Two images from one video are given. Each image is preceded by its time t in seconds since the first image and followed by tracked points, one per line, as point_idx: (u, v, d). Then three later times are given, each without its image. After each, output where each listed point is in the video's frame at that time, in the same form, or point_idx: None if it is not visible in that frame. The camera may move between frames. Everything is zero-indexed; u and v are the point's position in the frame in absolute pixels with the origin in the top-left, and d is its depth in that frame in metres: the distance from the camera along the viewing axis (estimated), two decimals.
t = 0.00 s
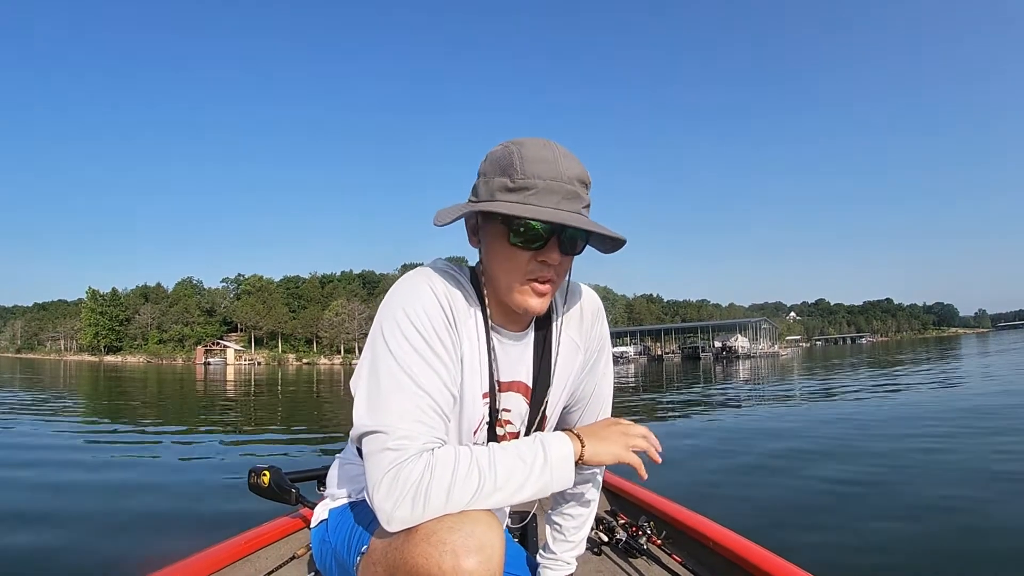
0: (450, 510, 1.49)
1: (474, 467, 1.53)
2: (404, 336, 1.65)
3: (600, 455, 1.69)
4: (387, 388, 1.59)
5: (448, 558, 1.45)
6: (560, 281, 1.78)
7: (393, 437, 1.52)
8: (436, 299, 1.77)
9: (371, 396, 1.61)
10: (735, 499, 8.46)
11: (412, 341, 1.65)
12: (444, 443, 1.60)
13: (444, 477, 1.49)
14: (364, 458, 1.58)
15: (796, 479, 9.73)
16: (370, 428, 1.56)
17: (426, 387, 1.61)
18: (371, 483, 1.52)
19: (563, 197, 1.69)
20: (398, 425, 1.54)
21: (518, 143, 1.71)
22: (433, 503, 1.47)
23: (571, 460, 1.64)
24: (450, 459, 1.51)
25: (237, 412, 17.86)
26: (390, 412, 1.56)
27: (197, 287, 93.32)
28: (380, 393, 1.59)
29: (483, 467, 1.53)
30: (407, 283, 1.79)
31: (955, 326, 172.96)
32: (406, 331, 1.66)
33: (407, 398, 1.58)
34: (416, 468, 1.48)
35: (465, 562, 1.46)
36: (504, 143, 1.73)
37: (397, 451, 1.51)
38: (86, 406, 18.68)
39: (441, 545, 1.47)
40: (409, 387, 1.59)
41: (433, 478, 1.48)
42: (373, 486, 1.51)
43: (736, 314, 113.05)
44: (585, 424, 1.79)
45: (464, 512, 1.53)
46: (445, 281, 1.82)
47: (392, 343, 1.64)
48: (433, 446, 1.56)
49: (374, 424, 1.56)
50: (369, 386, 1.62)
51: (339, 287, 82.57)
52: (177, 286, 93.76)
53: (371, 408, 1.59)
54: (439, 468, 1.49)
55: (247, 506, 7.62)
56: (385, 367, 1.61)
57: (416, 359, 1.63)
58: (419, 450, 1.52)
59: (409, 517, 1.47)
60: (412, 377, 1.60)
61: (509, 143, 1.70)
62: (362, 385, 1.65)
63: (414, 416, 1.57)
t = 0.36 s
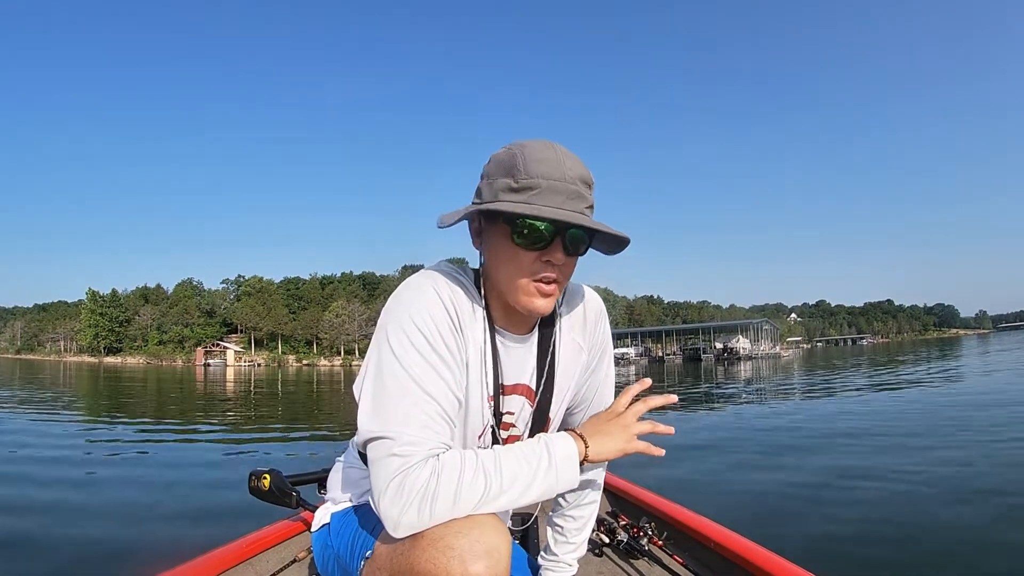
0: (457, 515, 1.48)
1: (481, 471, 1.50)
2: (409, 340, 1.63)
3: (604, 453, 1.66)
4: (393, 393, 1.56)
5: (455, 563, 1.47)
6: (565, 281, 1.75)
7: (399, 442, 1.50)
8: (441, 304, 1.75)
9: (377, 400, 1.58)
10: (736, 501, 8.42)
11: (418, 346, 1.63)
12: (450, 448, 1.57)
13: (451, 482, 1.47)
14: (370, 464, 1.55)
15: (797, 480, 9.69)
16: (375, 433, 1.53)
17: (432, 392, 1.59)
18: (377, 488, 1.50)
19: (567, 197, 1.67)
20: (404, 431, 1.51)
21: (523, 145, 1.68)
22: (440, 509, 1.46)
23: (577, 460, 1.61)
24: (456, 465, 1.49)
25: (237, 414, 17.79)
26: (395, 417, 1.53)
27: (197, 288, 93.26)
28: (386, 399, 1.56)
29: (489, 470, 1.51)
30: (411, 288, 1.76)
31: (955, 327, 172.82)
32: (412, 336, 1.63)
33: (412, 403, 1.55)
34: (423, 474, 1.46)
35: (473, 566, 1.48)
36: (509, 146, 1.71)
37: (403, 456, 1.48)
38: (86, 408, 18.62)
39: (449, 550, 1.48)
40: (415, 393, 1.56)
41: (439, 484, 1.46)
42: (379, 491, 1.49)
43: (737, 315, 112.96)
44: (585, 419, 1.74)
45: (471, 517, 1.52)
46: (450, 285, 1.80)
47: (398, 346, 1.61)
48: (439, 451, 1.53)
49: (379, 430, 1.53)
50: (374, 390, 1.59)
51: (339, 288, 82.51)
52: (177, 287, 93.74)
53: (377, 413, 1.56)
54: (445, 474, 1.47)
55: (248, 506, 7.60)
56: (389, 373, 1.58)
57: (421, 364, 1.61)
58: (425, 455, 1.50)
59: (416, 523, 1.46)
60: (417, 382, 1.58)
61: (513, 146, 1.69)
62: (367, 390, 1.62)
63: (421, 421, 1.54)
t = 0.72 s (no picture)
0: (445, 517, 1.46)
1: (468, 473, 1.48)
2: (397, 343, 1.60)
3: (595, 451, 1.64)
4: (381, 396, 1.54)
5: (444, 565, 1.45)
6: (562, 280, 1.74)
7: (386, 446, 1.48)
8: (430, 306, 1.72)
9: (365, 404, 1.56)
10: (736, 501, 8.39)
11: (405, 349, 1.60)
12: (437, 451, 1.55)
13: (438, 485, 1.45)
14: (358, 468, 1.54)
15: (798, 480, 9.66)
16: (362, 437, 1.52)
17: (420, 395, 1.57)
18: (364, 492, 1.48)
19: (562, 196, 1.64)
20: (391, 434, 1.50)
21: (513, 147, 1.66)
22: (428, 511, 1.44)
23: (566, 459, 1.59)
24: (443, 467, 1.47)
25: (237, 413, 17.76)
26: (383, 420, 1.52)
27: (197, 287, 93.25)
28: (374, 403, 1.54)
29: (477, 472, 1.49)
30: (400, 290, 1.73)
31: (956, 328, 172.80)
32: (400, 339, 1.61)
33: (400, 406, 1.53)
34: (409, 477, 1.44)
35: (462, 567, 1.46)
36: (498, 147, 1.68)
37: (390, 460, 1.46)
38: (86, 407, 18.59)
39: (438, 552, 1.46)
40: (403, 396, 1.54)
41: (426, 486, 1.44)
42: (367, 495, 1.47)
43: (737, 315, 112.93)
44: (576, 417, 1.72)
45: (460, 519, 1.50)
46: (439, 287, 1.77)
47: (385, 350, 1.59)
48: (426, 454, 1.51)
49: (367, 433, 1.51)
50: (363, 394, 1.58)
51: (339, 287, 82.49)
52: (177, 285, 93.73)
53: (364, 417, 1.54)
54: (433, 476, 1.46)
55: (247, 506, 7.57)
56: (377, 377, 1.56)
57: (409, 367, 1.59)
58: (413, 458, 1.48)
59: (404, 526, 1.44)
60: (405, 385, 1.56)
61: (502, 147, 1.66)
62: (355, 395, 1.60)
63: (409, 424, 1.53)
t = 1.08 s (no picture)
0: (437, 518, 1.44)
1: (461, 474, 1.46)
2: (390, 344, 1.58)
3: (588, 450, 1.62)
4: (373, 398, 1.52)
5: (437, 567, 1.43)
6: (557, 267, 1.72)
7: (378, 448, 1.46)
8: (424, 307, 1.69)
9: (358, 405, 1.54)
10: (738, 501, 8.37)
11: (399, 349, 1.58)
12: (430, 453, 1.53)
13: (430, 487, 1.43)
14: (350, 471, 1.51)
15: (799, 480, 9.64)
16: (355, 438, 1.49)
17: (412, 398, 1.54)
18: (357, 494, 1.46)
19: (547, 184, 1.63)
20: (384, 437, 1.48)
21: (493, 144, 1.66)
22: (420, 514, 1.42)
23: (560, 460, 1.56)
24: (435, 469, 1.45)
25: (236, 412, 17.70)
26: (376, 422, 1.50)
27: (197, 286, 93.24)
28: (367, 405, 1.52)
29: (468, 474, 1.47)
30: (392, 292, 1.70)
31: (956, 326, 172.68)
32: (393, 341, 1.59)
33: (393, 409, 1.51)
34: (401, 480, 1.42)
35: (454, 568, 1.43)
36: (478, 146, 1.68)
37: (382, 462, 1.45)
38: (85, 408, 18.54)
39: (430, 554, 1.44)
40: (395, 398, 1.52)
41: (418, 490, 1.42)
42: (359, 498, 1.45)
43: (737, 314, 112.85)
44: (568, 414, 1.70)
45: (452, 520, 1.48)
46: (433, 287, 1.75)
47: (378, 352, 1.57)
48: (419, 456, 1.49)
49: (359, 435, 1.49)
50: (355, 395, 1.56)
51: (339, 285, 82.40)
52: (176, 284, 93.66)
53: (358, 418, 1.52)
54: (425, 478, 1.43)
55: (247, 509, 7.54)
56: (370, 380, 1.54)
57: (402, 370, 1.56)
58: (405, 461, 1.46)
59: (396, 529, 1.42)
60: (399, 387, 1.54)
61: (483, 146, 1.66)
62: (347, 398, 1.59)
63: (401, 426, 1.50)
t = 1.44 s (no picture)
0: (438, 518, 1.42)
1: (462, 474, 1.44)
2: (392, 343, 1.56)
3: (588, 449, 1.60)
4: (375, 398, 1.50)
5: (438, 566, 1.41)
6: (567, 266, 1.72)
7: (380, 447, 1.44)
8: (426, 307, 1.67)
9: (361, 404, 1.52)
10: (738, 500, 8.35)
11: (401, 349, 1.56)
12: (432, 452, 1.51)
13: (432, 486, 1.41)
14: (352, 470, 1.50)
15: (799, 478, 9.62)
16: (356, 437, 1.48)
17: (414, 397, 1.53)
18: (359, 494, 1.44)
19: (559, 185, 1.63)
20: (386, 436, 1.46)
21: (503, 146, 1.64)
22: (421, 513, 1.40)
23: (561, 459, 1.55)
24: (437, 469, 1.43)
25: (237, 410, 17.69)
26: (378, 422, 1.47)
27: (197, 285, 93.18)
28: (368, 404, 1.50)
29: (470, 473, 1.45)
30: (396, 291, 1.68)
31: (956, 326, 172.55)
32: (395, 340, 1.57)
33: (395, 408, 1.49)
34: (403, 479, 1.40)
35: (455, 568, 1.42)
36: (487, 148, 1.65)
37: (384, 462, 1.42)
38: (85, 405, 18.53)
39: (431, 553, 1.42)
40: (397, 398, 1.50)
41: (419, 489, 1.40)
42: (361, 497, 1.43)
43: (738, 313, 112.74)
44: (568, 413, 1.67)
45: (454, 520, 1.46)
46: (437, 287, 1.73)
47: (380, 351, 1.55)
48: (421, 456, 1.47)
49: (362, 434, 1.47)
50: (358, 395, 1.54)
51: (339, 283, 82.32)
52: (176, 282, 93.58)
53: (359, 417, 1.50)
54: (426, 478, 1.41)
55: (246, 506, 7.52)
56: (372, 379, 1.52)
57: (404, 369, 1.54)
58: (407, 460, 1.44)
59: (397, 528, 1.40)
60: (401, 387, 1.51)
61: (492, 147, 1.64)
62: (350, 397, 1.56)
63: (403, 425, 1.49)
